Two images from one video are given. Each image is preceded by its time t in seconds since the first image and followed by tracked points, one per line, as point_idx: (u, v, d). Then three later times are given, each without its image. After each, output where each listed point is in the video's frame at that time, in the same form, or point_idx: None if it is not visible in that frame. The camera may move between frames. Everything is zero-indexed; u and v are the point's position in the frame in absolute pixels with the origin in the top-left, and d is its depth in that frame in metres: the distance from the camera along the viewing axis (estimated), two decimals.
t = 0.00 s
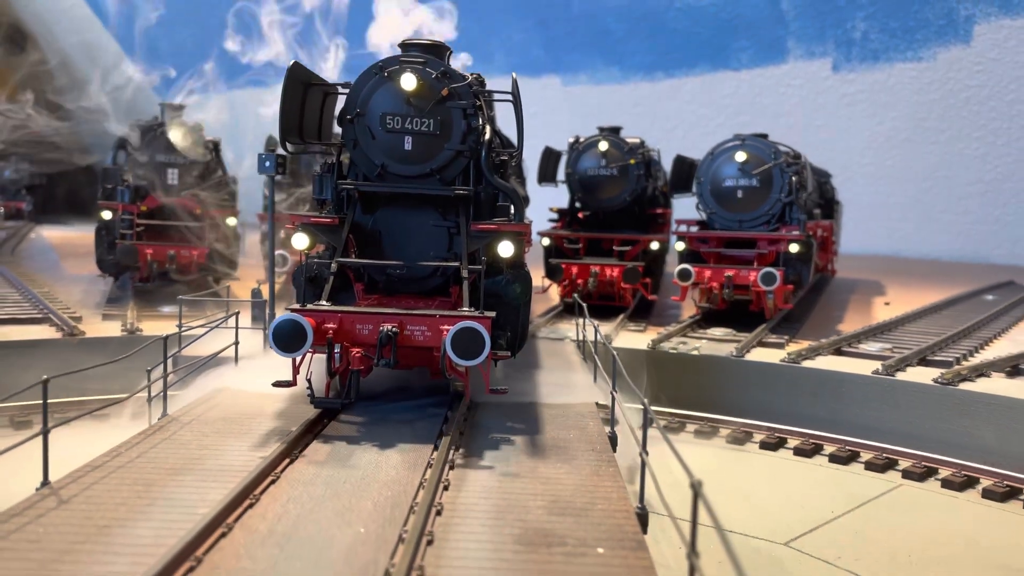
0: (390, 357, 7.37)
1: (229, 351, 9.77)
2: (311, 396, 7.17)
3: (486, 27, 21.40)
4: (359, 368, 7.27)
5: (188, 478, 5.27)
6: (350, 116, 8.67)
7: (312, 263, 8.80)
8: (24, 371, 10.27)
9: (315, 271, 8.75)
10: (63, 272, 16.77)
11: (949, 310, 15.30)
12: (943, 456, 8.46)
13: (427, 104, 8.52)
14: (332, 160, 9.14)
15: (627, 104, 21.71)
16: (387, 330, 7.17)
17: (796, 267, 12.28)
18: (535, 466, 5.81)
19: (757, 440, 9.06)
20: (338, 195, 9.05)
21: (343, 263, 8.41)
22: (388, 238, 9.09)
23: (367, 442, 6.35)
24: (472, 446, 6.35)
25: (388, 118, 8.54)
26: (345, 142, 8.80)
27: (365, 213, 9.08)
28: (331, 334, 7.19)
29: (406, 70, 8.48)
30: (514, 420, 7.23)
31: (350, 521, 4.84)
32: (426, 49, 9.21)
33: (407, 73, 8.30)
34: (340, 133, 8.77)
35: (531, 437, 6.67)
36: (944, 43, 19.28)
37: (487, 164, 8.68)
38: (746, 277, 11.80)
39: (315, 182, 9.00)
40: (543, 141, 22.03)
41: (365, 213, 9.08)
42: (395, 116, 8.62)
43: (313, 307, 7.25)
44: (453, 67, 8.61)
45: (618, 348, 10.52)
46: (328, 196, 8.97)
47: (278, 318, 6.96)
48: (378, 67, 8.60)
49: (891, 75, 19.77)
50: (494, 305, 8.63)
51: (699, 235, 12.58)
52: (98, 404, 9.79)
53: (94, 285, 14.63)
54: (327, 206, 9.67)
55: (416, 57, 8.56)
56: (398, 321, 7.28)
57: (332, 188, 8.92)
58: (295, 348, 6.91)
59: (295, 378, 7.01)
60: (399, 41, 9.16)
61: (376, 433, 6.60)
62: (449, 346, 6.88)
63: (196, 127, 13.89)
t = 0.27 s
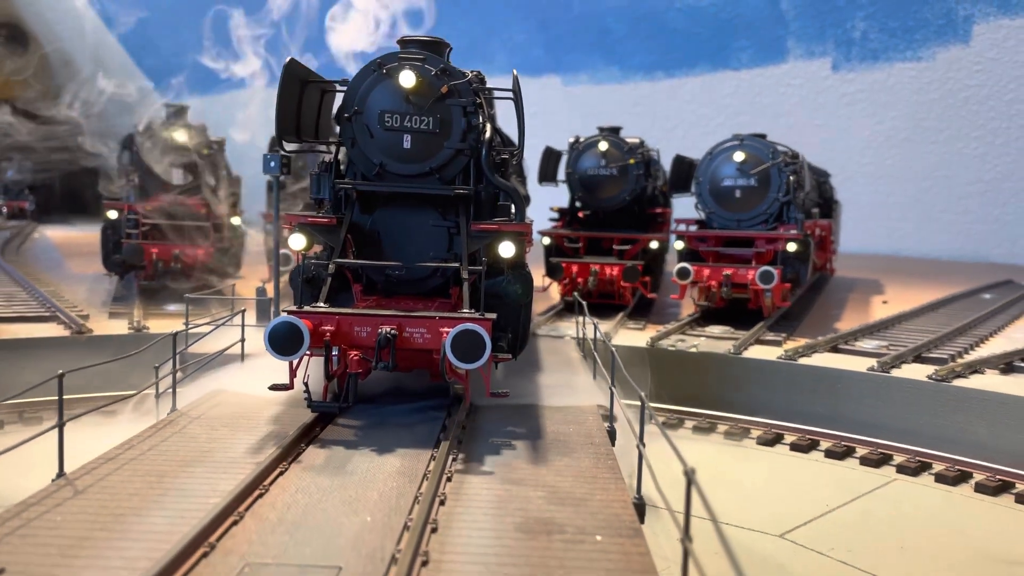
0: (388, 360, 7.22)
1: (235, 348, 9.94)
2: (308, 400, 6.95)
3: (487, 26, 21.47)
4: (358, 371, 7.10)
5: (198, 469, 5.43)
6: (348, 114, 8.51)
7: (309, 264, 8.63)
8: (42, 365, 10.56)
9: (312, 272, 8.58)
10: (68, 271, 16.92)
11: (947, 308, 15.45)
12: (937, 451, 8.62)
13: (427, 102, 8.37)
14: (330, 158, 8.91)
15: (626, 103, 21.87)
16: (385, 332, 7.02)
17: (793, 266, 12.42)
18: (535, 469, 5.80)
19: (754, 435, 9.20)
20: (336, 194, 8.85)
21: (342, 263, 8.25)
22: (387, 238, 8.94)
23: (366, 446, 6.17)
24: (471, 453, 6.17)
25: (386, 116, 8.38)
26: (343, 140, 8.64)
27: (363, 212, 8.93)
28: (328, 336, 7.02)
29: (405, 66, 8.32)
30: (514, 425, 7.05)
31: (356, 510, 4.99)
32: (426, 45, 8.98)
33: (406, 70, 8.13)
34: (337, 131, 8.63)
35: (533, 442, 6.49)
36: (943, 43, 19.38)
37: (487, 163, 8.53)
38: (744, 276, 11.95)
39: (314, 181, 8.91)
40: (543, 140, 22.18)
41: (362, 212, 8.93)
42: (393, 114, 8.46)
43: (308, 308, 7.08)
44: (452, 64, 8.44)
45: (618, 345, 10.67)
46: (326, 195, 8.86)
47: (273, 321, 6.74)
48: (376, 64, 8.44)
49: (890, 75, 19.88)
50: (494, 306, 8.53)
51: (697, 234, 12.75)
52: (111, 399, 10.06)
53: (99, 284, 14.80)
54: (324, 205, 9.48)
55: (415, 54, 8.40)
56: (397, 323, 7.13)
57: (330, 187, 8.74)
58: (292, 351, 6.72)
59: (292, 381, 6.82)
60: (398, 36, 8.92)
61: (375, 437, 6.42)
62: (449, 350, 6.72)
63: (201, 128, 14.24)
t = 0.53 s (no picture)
0: (389, 362, 7.20)
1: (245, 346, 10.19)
2: (309, 402, 6.92)
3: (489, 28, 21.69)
4: (358, 374, 7.08)
5: (213, 459, 5.68)
6: (348, 115, 8.49)
7: (309, 266, 8.65)
8: (61, 360, 10.89)
9: (312, 274, 8.58)
10: (74, 271, 17.15)
11: (943, 307, 15.65)
12: (928, 445, 8.84)
13: (428, 102, 8.34)
14: (330, 159, 8.95)
15: (627, 104, 22.10)
16: (387, 334, 7.02)
17: (791, 265, 12.64)
18: (536, 461, 6.05)
19: (751, 431, 9.41)
20: (336, 195, 8.83)
21: (342, 265, 8.23)
22: (388, 239, 8.92)
23: (367, 449, 6.17)
24: (472, 456, 6.14)
25: (387, 116, 8.35)
26: (343, 140, 8.61)
27: (363, 213, 8.91)
28: (329, 338, 7.02)
29: (406, 66, 8.28)
30: (515, 427, 7.02)
31: (365, 497, 5.25)
32: (427, 46, 9.01)
33: (408, 70, 8.11)
34: (338, 132, 8.60)
35: (535, 445, 6.45)
36: (941, 44, 19.58)
37: (489, 164, 8.51)
38: (741, 275, 12.17)
39: (313, 182, 8.95)
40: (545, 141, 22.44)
41: (363, 213, 8.91)
42: (394, 114, 8.44)
43: (308, 311, 7.07)
44: (454, 64, 8.42)
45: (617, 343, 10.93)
46: (327, 196, 8.88)
47: (274, 323, 6.72)
48: (377, 65, 8.40)
49: (889, 76, 20.09)
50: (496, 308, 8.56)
51: (696, 234, 13.01)
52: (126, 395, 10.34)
53: (107, 284, 15.05)
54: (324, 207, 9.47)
55: (416, 54, 8.38)
56: (398, 325, 7.14)
57: (331, 188, 8.75)
58: (292, 354, 6.73)
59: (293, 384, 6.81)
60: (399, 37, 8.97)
61: (375, 440, 6.42)
62: (451, 352, 6.70)
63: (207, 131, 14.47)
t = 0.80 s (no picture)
0: (389, 365, 7.17)
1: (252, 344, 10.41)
2: (309, 407, 6.86)
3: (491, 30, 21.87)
4: (358, 376, 7.05)
5: (224, 453, 5.88)
6: (348, 115, 8.40)
7: (309, 267, 8.54)
8: (70, 358, 11.09)
9: (312, 276, 8.49)
10: (80, 271, 17.33)
11: (940, 307, 15.80)
12: (923, 441, 9.02)
13: (429, 102, 8.25)
14: (331, 159, 8.92)
15: (628, 105, 22.27)
16: (387, 337, 6.98)
17: (788, 265, 12.82)
18: (537, 454, 6.27)
19: (748, 427, 9.58)
20: (336, 196, 8.74)
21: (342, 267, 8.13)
22: (388, 240, 8.80)
23: (366, 454, 6.13)
24: (473, 460, 6.11)
25: (388, 116, 8.26)
26: (343, 140, 8.53)
27: (363, 214, 8.80)
28: (329, 341, 7.00)
29: (406, 66, 8.19)
30: (517, 430, 6.98)
31: (372, 488, 5.43)
32: (427, 45, 8.95)
33: (408, 69, 8.03)
34: (338, 132, 8.52)
35: (536, 440, 6.66)
36: (941, 46, 19.70)
37: (491, 164, 8.42)
38: (740, 275, 12.34)
39: (313, 182, 8.93)
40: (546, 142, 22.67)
41: (363, 214, 8.80)
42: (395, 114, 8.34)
43: (309, 314, 7.07)
44: (455, 64, 8.33)
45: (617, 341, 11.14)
46: (327, 197, 8.82)
47: (274, 326, 6.64)
48: (377, 64, 8.31)
49: (888, 77, 20.24)
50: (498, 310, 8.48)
51: (695, 235, 13.19)
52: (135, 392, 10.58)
53: (113, 284, 15.25)
54: (324, 208, 9.40)
55: (417, 53, 8.29)
56: (399, 328, 7.11)
57: (331, 189, 8.68)
58: (291, 358, 6.66)
59: (292, 388, 6.76)
60: (399, 36, 8.87)
61: (380, 434, 6.62)
62: (452, 355, 6.68)
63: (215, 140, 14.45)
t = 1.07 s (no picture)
0: (389, 368, 6.98)
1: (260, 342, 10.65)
2: (308, 410, 6.82)
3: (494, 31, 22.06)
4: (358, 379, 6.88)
5: (236, 446, 6.10)
6: (347, 115, 8.21)
7: (308, 268, 8.34)
8: (81, 356, 11.35)
9: (311, 277, 8.32)
10: (86, 271, 17.58)
11: (936, 306, 16.00)
12: (917, 436, 9.20)
13: (429, 101, 8.06)
14: (331, 159, 8.78)
15: (629, 106, 22.45)
16: (387, 339, 6.77)
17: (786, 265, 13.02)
18: (539, 448, 6.49)
19: (746, 423, 9.78)
20: (336, 196, 8.57)
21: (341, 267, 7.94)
22: (388, 240, 8.62)
23: (366, 456, 6.08)
24: (475, 464, 6.06)
25: (387, 116, 8.06)
26: (343, 141, 8.35)
27: (363, 214, 8.63)
28: (327, 344, 6.80)
29: (407, 65, 8.01)
30: (518, 433, 6.91)
31: (381, 478, 5.64)
32: (429, 43, 8.76)
33: (407, 69, 7.87)
34: (338, 132, 8.34)
35: (538, 435, 6.88)
36: (940, 47, 19.87)
37: (492, 164, 8.22)
38: (739, 275, 12.52)
39: (314, 183, 8.82)
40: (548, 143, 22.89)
41: (363, 214, 8.63)
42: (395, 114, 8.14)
43: (307, 315, 6.87)
44: (457, 63, 8.14)
45: (617, 339, 11.41)
46: (327, 198, 8.72)
47: (273, 328, 6.47)
48: (377, 63, 8.12)
49: (888, 78, 20.43)
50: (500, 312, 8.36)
51: (693, 235, 13.40)
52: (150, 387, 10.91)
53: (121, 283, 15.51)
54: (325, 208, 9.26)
55: (418, 52, 8.10)
56: (399, 330, 6.90)
57: (332, 189, 8.53)
58: (289, 361, 6.46)
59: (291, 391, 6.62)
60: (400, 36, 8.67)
61: (386, 429, 6.84)
62: (454, 357, 6.48)
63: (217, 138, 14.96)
